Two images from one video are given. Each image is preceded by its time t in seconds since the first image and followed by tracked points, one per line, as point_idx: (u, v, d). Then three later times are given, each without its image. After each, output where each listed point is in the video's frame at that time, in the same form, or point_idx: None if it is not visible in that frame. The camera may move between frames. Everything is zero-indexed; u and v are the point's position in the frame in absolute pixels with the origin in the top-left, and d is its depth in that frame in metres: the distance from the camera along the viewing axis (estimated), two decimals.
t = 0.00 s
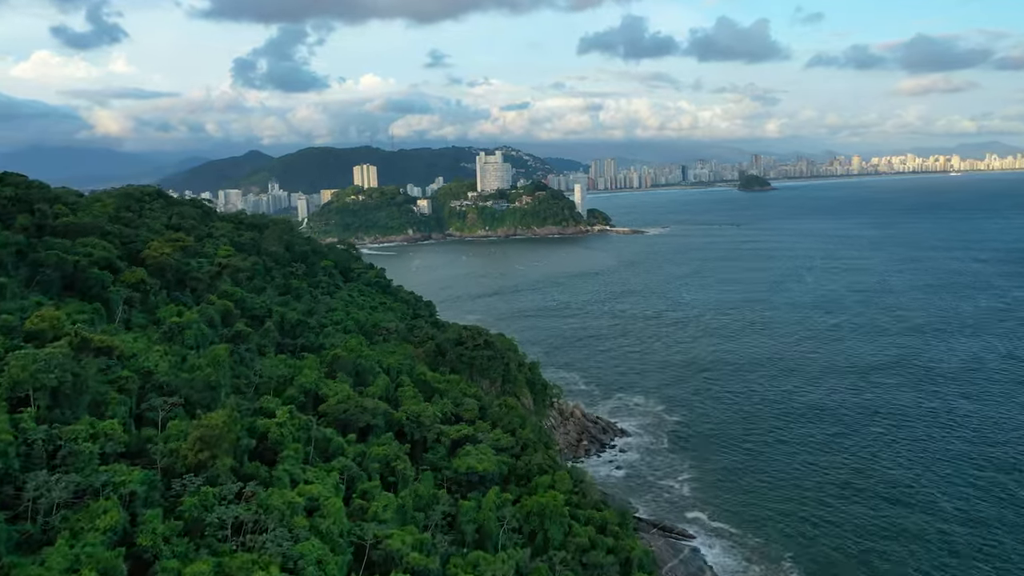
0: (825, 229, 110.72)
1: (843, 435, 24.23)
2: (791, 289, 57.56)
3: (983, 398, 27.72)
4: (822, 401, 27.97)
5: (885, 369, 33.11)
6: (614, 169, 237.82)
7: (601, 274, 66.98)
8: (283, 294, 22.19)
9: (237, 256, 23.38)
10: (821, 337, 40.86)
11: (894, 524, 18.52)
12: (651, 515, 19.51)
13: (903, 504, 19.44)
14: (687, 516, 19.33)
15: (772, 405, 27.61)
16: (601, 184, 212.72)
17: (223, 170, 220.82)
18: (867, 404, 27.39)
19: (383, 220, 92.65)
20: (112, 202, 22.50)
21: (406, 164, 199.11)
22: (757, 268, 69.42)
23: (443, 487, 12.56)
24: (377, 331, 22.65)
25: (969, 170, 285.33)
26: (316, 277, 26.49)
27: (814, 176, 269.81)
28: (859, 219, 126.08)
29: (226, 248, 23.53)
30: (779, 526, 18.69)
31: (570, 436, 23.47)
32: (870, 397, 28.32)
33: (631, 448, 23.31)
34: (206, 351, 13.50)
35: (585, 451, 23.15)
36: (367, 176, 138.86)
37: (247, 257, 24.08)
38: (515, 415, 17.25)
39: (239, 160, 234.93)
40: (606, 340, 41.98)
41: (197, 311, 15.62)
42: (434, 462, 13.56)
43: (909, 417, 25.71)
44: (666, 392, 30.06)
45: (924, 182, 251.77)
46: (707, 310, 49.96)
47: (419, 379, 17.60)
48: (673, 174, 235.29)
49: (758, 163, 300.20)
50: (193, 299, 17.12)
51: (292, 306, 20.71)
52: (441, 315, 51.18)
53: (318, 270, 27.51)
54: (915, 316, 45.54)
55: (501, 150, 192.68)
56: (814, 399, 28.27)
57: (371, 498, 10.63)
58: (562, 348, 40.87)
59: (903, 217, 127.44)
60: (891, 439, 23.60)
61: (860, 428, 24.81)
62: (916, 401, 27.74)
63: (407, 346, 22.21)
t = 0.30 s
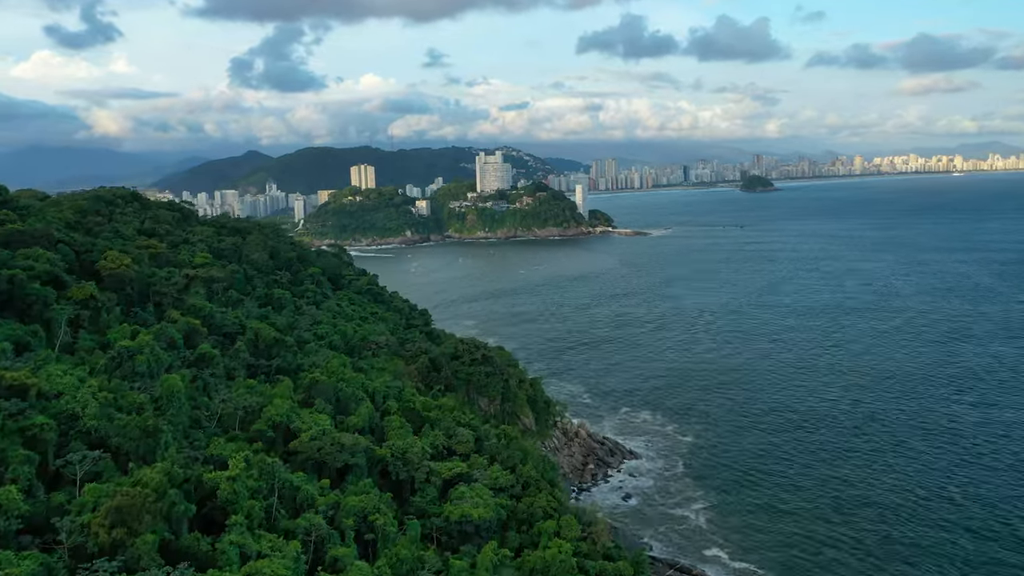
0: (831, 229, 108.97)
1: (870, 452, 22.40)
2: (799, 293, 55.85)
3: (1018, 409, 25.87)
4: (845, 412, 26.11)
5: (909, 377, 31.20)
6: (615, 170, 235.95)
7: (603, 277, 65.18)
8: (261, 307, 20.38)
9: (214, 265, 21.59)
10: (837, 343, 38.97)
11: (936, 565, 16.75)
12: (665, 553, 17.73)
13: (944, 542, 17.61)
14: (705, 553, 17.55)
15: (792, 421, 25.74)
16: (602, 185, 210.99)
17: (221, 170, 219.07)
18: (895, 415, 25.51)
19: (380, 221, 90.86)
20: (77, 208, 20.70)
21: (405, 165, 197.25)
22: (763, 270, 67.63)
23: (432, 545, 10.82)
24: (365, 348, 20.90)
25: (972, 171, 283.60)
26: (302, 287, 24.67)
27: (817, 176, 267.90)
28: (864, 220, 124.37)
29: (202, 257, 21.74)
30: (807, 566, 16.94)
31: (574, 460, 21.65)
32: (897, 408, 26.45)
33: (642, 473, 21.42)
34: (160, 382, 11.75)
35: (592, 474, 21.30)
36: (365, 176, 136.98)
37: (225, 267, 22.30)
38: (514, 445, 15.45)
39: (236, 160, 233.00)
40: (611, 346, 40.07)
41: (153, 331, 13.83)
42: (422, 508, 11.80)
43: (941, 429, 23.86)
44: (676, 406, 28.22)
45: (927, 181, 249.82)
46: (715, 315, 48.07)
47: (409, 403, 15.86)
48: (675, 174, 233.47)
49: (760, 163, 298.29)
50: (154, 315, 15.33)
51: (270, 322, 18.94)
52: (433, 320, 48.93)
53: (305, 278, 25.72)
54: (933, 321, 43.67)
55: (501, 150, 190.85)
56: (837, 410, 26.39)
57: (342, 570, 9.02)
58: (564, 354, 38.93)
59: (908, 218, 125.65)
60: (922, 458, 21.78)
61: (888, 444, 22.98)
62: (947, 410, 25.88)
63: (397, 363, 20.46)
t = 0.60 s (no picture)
0: (836, 230, 107.17)
1: (899, 482, 20.70)
2: (809, 295, 54.03)
3: None
4: (869, 434, 24.36)
5: (934, 388, 29.36)
6: (616, 170, 234.07)
7: (606, 279, 63.38)
8: (238, 322, 18.63)
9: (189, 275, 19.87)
10: (853, 348, 37.12)
11: None
12: None
13: None
14: None
15: (813, 441, 23.98)
16: (604, 185, 209.26)
17: (220, 170, 217.37)
18: (922, 438, 23.80)
19: (378, 223, 89.06)
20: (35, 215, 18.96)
21: (404, 165, 195.48)
22: (770, 272, 65.86)
23: None
24: (352, 366, 19.18)
25: (976, 171, 281.71)
26: (287, 297, 22.90)
27: (819, 176, 266.04)
28: (869, 221, 122.66)
29: (174, 265, 20.01)
30: None
31: (580, 486, 19.88)
32: (924, 428, 24.73)
33: (656, 502, 19.61)
34: (99, 425, 10.02)
35: (599, 503, 19.53)
36: (363, 177, 135.23)
37: (201, 276, 20.56)
38: (515, 483, 13.69)
39: (235, 160, 231.27)
40: (617, 351, 38.15)
41: (98, 359, 12.12)
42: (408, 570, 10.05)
43: (974, 457, 22.15)
44: (688, 421, 26.41)
45: (931, 181, 247.82)
46: (724, 318, 46.20)
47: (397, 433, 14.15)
48: (676, 174, 231.63)
49: (762, 163, 296.40)
50: (108, 337, 13.60)
51: (245, 339, 17.18)
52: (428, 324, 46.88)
53: (290, 286, 23.95)
54: (951, 325, 41.82)
55: (501, 150, 189.00)
56: (860, 431, 24.66)
57: None
58: (567, 359, 37.01)
59: (914, 219, 123.81)
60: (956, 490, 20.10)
61: (918, 472, 21.28)
62: (979, 433, 24.16)
63: (388, 383, 18.75)
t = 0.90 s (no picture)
0: (841, 232, 105.43)
1: (936, 516, 18.93)
2: (819, 298, 52.21)
3: None
4: (899, 455, 22.56)
5: (963, 402, 27.57)
6: (617, 170, 232.25)
7: (609, 282, 61.55)
8: (208, 340, 16.85)
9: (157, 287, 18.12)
10: (871, 355, 35.34)
11: None
12: None
13: None
14: None
15: (836, 465, 22.21)
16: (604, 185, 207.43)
17: (218, 170, 215.45)
18: (957, 461, 22.03)
19: (376, 225, 87.33)
20: None
21: (403, 164, 193.67)
22: (777, 274, 64.06)
23: None
24: (336, 389, 17.42)
25: (978, 172, 279.95)
26: (268, 308, 21.13)
27: (821, 177, 264.26)
28: (873, 222, 121.01)
29: (141, 275, 18.22)
30: None
31: (587, 520, 18.13)
32: (960, 450, 22.92)
33: (669, 537, 17.81)
34: (8, 483, 8.23)
35: (607, 538, 17.77)
36: (361, 177, 133.41)
37: (172, 287, 18.81)
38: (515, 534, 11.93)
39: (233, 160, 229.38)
40: (622, 358, 36.41)
41: (25, 394, 10.36)
42: None
43: (1015, 486, 20.41)
44: (701, 440, 24.62)
45: (933, 181, 246.04)
46: (733, 322, 44.41)
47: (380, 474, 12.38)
48: (678, 174, 229.85)
49: (764, 163, 294.56)
50: (47, 364, 11.84)
51: (214, 360, 15.40)
52: (424, 329, 45.03)
53: (272, 296, 22.18)
54: (970, 331, 40.08)
55: (501, 150, 187.44)
56: (889, 452, 22.84)
57: None
58: (570, 364, 35.18)
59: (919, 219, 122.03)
60: (1001, 525, 18.34)
61: (956, 504, 19.54)
62: (1018, 458, 22.41)
63: (376, 410, 16.95)
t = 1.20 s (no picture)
0: (847, 233, 103.60)
1: (980, 556, 17.13)
2: (830, 301, 50.42)
3: None
4: (932, 477, 20.81)
5: (995, 415, 25.71)
6: (618, 170, 230.50)
7: (612, 284, 59.73)
8: (171, 360, 15.13)
9: (117, 301, 16.35)
10: (891, 362, 33.52)
11: None
12: None
13: None
14: None
15: (867, 491, 20.34)
16: (606, 186, 205.95)
17: (217, 170, 213.60)
18: (998, 486, 20.17)
19: (373, 226, 85.50)
20: None
21: (403, 164, 191.84)
22: (785, 276, 62.28)
23: None
24: (315, 415, 15.69)
25: (982, 172, 278.14)
26: (245, 320, 19.37)
27: (824, 176, 262.33)
28: (879, 223, 119.24)
29: (99, 288, 16.47)
30: None
31: (595, 560, 16.33)
32: (998, 468, 21.19)
33: None
34: None
35: None
36: (359, 177, 131.62)
37: (135, 299, 17.07)
38: None
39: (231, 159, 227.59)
40: (626, 364, 34.60)
41: None
42: None
43: None
44: (715, 458, 22.85)
45: (937, 180, 244.26)
46: (742, 326, 42.61)
47: (357, 528, 10.66)
48: (679, 174, 227.97)
49: (766, 163, 292.70)
50: None
51: (172, 385, 13.66)
52: (421, 333, 43.24)
53: (251, 307, 20.41)
54: (991, 335, 38.27)
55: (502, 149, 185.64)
56: (921, 473, 21.10)
57: None
58: (573, 371, 33.37)
59: (926, 220, 120.28)
60: None
61: (1000, 540, 17.72)
62: None
63: (359, 439, 15.21)
